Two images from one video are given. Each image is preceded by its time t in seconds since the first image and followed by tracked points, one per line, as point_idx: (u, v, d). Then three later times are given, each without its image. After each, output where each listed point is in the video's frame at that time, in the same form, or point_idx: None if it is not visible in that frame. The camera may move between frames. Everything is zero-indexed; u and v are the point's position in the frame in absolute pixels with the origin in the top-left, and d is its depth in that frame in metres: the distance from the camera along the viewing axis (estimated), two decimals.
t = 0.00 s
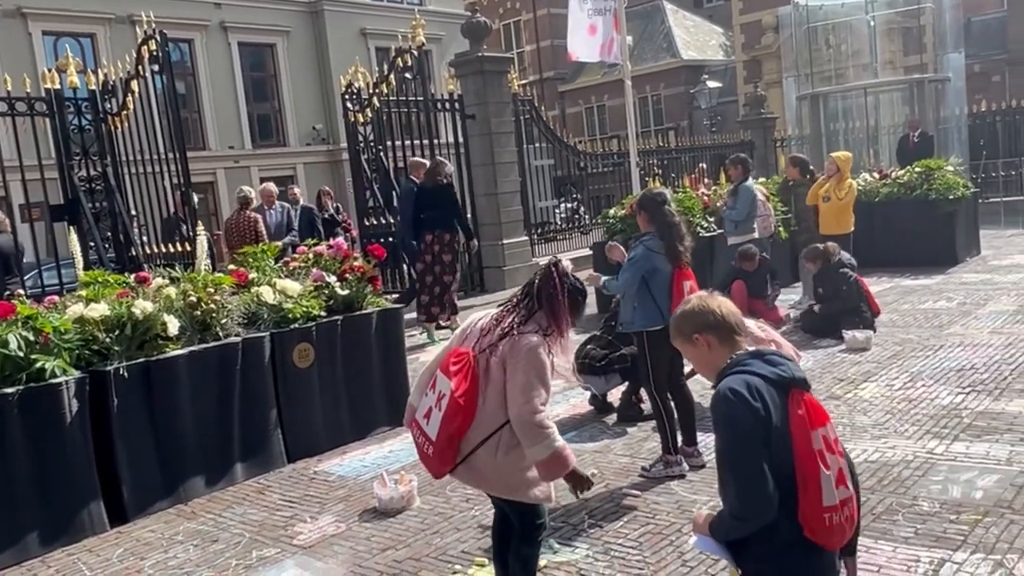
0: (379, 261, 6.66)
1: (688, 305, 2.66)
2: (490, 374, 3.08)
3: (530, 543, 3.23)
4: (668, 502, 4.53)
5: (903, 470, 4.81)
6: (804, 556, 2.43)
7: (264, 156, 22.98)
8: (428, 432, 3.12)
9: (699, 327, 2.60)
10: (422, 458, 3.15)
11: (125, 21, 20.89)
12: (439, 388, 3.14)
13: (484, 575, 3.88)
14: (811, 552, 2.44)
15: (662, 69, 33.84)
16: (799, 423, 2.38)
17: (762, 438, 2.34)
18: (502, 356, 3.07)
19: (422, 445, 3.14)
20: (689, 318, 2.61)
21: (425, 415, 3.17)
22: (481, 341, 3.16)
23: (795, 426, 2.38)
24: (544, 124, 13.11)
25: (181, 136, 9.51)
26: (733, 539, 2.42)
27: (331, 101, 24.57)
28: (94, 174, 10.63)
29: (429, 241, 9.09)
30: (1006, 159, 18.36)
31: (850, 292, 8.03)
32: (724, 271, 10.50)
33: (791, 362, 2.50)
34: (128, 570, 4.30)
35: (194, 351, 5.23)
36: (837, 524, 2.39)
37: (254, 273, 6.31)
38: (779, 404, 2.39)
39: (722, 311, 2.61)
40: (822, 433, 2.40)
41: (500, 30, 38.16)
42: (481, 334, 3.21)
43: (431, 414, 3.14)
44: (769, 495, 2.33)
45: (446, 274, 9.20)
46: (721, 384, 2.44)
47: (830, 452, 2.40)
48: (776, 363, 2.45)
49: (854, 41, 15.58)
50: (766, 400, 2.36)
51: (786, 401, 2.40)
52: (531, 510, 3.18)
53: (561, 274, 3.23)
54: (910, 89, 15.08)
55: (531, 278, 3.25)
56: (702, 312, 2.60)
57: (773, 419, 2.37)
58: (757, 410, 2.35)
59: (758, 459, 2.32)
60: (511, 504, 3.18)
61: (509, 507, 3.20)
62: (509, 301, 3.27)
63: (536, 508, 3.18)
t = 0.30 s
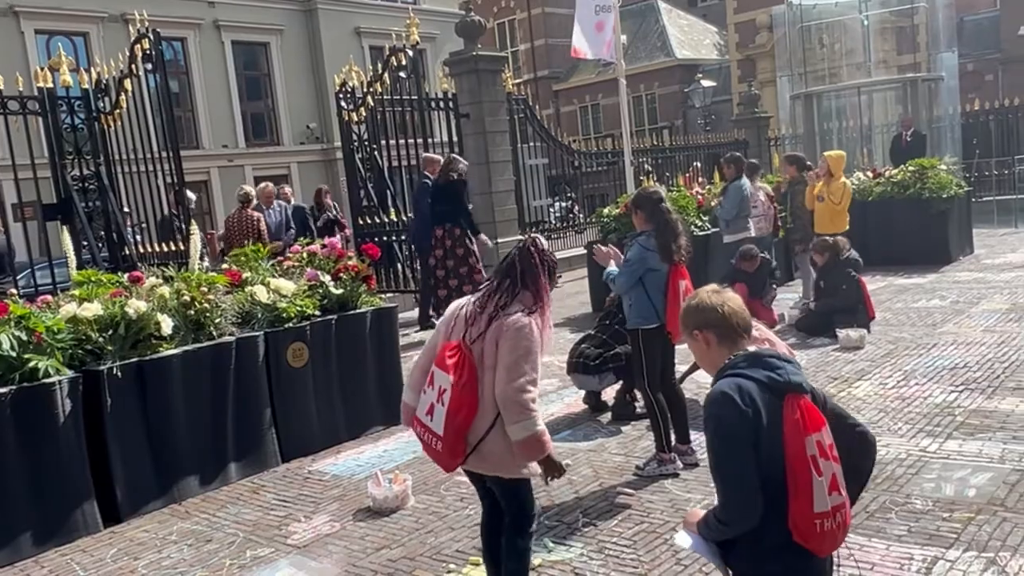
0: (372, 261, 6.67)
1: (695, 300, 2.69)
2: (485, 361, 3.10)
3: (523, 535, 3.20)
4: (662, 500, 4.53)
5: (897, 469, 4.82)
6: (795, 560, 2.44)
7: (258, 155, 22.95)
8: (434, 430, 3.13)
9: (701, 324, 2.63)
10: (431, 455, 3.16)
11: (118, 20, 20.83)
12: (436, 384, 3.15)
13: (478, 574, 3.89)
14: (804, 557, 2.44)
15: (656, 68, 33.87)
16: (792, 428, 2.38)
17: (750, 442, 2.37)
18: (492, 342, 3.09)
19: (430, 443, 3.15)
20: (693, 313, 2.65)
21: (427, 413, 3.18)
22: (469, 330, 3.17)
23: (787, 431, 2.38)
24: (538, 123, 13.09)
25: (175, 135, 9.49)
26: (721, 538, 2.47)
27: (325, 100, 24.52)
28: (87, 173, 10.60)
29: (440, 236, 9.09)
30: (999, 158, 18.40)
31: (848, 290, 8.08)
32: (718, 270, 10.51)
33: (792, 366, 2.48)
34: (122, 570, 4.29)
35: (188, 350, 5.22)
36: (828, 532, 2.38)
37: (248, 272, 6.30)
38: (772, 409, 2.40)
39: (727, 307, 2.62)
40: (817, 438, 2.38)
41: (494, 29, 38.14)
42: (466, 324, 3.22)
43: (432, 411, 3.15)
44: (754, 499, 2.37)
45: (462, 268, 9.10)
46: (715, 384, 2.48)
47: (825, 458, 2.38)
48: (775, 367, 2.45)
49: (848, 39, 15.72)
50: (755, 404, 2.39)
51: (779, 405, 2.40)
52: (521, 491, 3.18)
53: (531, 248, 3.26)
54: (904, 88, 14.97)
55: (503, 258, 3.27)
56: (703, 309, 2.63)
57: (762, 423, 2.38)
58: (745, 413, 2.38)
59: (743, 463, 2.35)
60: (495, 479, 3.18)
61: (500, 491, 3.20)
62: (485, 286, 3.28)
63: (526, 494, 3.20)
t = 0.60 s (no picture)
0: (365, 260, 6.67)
1: (701, 294, 2.73)
2: (496, 351, 3.16)
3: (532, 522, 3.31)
4: (654, 498, 4.54)
5: (888, 466, 4.84)
6: (777, 560, 2.48)
7: (251, 154, 22.90)
8: (455, 430, 3.13)
9: (703, 320, 2.68)
10: (451, 455, 3.16)
11: (109, 18, 20.76)
12: (450, 385, 3.14)
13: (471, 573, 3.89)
14: (787, 558, 2.48)
15: (649, 67, 33.90)
16: (780, 431, 2.41)
17: (734, 444, 2.43)
18: (500, 332, 3.15)
19: (451, 443, 3.15)
20: (699, 304, 2.70)
21: (443, 415, 3.17)
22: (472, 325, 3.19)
23: (774, 434, 2.41)
24: (531, 123, 13.07)
25: (167, 134, 9.46)
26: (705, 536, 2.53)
27: (317, 98, 24.48)
28: (78, 172, 10.57)
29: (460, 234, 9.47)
30: (990, 156, 18.48)
31: (843, 288, 8.12)
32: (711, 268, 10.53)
33: (789, 370, 2.50)
34: (114, 570, 4.28)
35: (180, 350, 5.21)
36: (812, 535, 2.41)
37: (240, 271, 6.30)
38: (760, 412, 2.43)
39: (732, 302, 2.65)
40: (804, 442, 2.41)
41: (487, 28, 38.11)
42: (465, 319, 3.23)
43: (449, 412, 3.15)
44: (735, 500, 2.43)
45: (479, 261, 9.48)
46: (706, 382, 2.55)
47: (811, 463, 2.41)
48: (767, 369, 2.47)
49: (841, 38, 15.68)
50: (742, 407, 2.43)
51: (768, 408, 2.43)
52: (530, 477, 3.26)
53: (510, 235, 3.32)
54: (896, 87, 15.04)
55: (485, 250, 3.31)
56: (707, 304, 2.67)
57: (748, 426, 2.43)
58: (730, 415, 2.43)
59: (725, 464, 2.42)
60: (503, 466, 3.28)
61: (509, 480, 3.28)
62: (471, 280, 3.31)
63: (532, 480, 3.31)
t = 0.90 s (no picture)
0: (355, 259, 6.66)
1: (699, 286, 2.74)
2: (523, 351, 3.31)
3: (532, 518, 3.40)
4: (644, 496, 4.55)
5: (877, 463, 4.87)
6: (749, 557, 2.51)
7: (240, 153, 22.81)
8: (488, 426, 3.19)
9: (699, 313, 2.69)
10: (477, 451, 3.22)
11: (97, 15, 20.67)
12: (486, 380, 3.17)
13: (461, 571, 3.90)
14: (758, 555, 2.50)
15: (639, 66, 33.95)
16: (756, 430, 2.42)
17: (708, 440, 2.47)
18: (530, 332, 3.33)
19: (479, 439, 3.20)
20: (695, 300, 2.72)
21: (472, 410, 3.19)
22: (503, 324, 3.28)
23: (749, 434, 2.43)
24: (521, 121, 13.08)
25: (155, 132, 9.42)
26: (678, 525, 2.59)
27: (307, 97, 24.40)
28: (66, 170, 10.52)
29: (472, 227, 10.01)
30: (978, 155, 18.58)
31: (829, 286, 8.14)
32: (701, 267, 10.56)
33: (779, 373, 2.50)
34: (102, 570, 4.26)
35: (169, 349, 5.18)
36: (781, 535, 2.43)
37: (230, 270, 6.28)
38: (739, 411, 2.45)
39: (729, 297, 2.65)
40: (781, 444, 2.42)
41: (477, 26, 38.08)
42: (489, 316, 3.30)
43: (482, 407, 3.19)
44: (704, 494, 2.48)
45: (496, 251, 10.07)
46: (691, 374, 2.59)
47: (787, 465, 2.42)
48: (752, 369, 2.48)
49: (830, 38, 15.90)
50: (719, 404, 2.46)
51: (747, 407, 2.44)
52: (522, 479, 3.35)
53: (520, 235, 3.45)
54: (884, 86, 15.10)
55: (499, 248, 3.38)
56: (703, 297, 2.69)
57: (724, 423, 2.45)
58: (708, 412, 2.47)
59: (697, 459, 2.47)
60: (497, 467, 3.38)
61: (504, 479, 3.36)
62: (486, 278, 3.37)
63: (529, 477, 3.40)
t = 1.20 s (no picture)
0: (343, 258, 6.65)
1: (685, 283, 2.75)
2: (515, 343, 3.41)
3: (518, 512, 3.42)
4: (633, 495, 4.55)
5: (864, 460, 4.89)
6: (735, 553, 2.52)
7: (228, 151, 22.72)
8: (493, 418, 3.26)
9: (683, 310, 2.70)
10: (483, 443, 3.27)
11: (83, 13, 20.58)
12: (491, 372, 3.24)
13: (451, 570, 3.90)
14: (744, 551, 2.51)
15: (628, 65, 34.03)
16: (740, 426, 2.43)
17: (692, 435, 2.48)
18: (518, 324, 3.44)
19: (484, 431, 3.26)
20: (680, 298, 2.73)
21: (477, 403, 3.25)
22: (497, 319, 3.35)
23: (733, 429, 2.44)
24: (510, 120, 13.09)
25: (143, 131, 9.38)
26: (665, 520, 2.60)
27: (295, 95, 24.32)
28: (52, 169, 10.45)
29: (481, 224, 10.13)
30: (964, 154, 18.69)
31: (812, 284, 8.13)
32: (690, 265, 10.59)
33: (763, 366, 2.52)
34: (89, 572, 4.23)
35: (156, 348, 5.16)
36: (766, 529, 2.44)
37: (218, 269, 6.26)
38: (722, 405, 2.46)
39: (715, 293, 2.67)
40: (765, 438, 2.44)
41: (466, 25, 38.05)
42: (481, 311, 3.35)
43: (488, 399, 3.25)
44: (688, 490, 2.49)
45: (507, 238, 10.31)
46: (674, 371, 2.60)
47: (770, 458, 2.44)
48: (735, 364, 2.49)
49: (817, 38, 16.14)
50: (703, 399, 2.47)
51: (731, 402, 2.46)
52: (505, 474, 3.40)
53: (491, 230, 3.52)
54: (871, 85, 15.00)
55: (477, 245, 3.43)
56: (687, 296, 2.70)
57: (708, 418, 2.47)
58: (692, 408, 2.48)
59: (680, 455, 2.48)
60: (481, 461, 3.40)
61: (487, 475, 3.40)
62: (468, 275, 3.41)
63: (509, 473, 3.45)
